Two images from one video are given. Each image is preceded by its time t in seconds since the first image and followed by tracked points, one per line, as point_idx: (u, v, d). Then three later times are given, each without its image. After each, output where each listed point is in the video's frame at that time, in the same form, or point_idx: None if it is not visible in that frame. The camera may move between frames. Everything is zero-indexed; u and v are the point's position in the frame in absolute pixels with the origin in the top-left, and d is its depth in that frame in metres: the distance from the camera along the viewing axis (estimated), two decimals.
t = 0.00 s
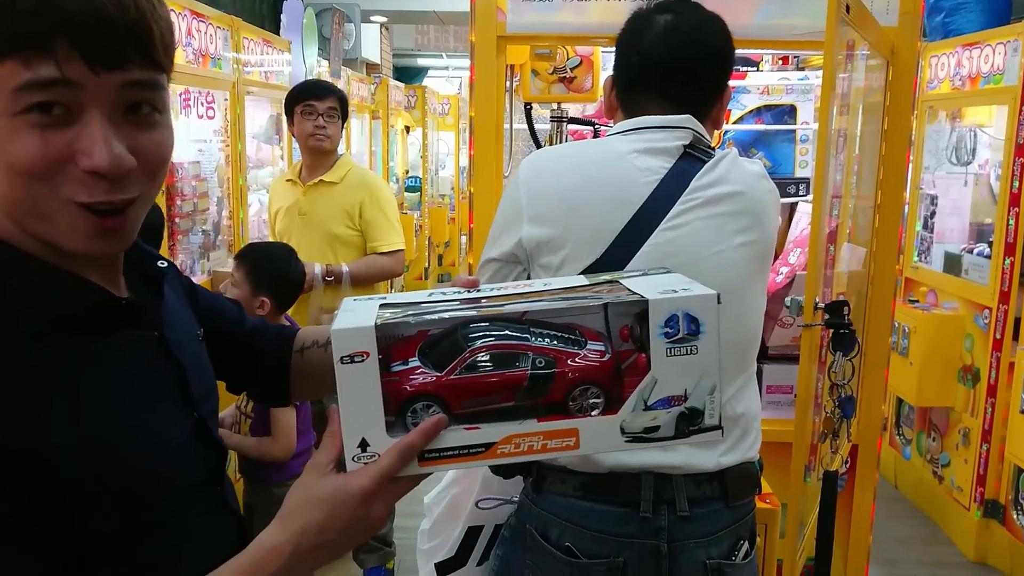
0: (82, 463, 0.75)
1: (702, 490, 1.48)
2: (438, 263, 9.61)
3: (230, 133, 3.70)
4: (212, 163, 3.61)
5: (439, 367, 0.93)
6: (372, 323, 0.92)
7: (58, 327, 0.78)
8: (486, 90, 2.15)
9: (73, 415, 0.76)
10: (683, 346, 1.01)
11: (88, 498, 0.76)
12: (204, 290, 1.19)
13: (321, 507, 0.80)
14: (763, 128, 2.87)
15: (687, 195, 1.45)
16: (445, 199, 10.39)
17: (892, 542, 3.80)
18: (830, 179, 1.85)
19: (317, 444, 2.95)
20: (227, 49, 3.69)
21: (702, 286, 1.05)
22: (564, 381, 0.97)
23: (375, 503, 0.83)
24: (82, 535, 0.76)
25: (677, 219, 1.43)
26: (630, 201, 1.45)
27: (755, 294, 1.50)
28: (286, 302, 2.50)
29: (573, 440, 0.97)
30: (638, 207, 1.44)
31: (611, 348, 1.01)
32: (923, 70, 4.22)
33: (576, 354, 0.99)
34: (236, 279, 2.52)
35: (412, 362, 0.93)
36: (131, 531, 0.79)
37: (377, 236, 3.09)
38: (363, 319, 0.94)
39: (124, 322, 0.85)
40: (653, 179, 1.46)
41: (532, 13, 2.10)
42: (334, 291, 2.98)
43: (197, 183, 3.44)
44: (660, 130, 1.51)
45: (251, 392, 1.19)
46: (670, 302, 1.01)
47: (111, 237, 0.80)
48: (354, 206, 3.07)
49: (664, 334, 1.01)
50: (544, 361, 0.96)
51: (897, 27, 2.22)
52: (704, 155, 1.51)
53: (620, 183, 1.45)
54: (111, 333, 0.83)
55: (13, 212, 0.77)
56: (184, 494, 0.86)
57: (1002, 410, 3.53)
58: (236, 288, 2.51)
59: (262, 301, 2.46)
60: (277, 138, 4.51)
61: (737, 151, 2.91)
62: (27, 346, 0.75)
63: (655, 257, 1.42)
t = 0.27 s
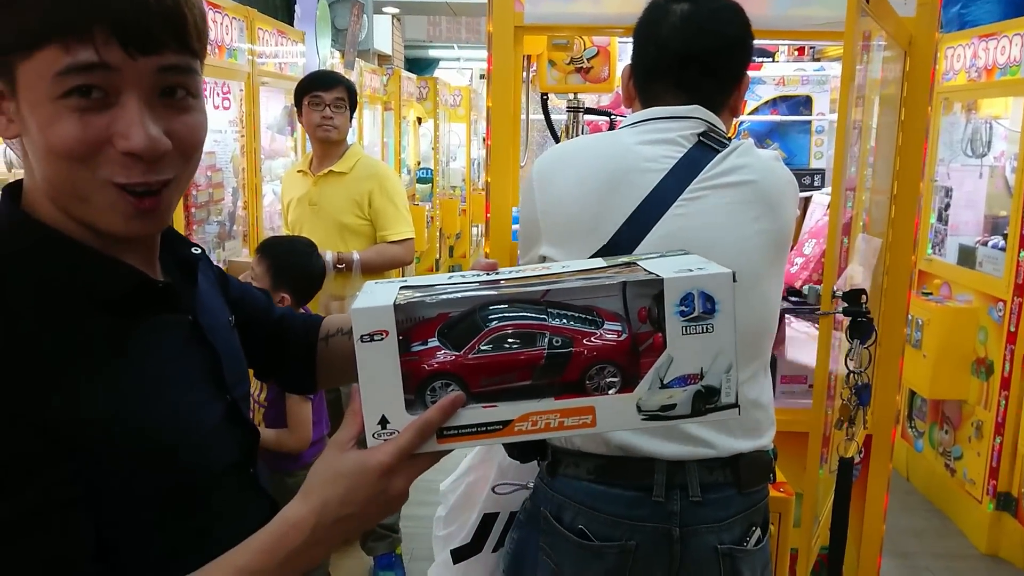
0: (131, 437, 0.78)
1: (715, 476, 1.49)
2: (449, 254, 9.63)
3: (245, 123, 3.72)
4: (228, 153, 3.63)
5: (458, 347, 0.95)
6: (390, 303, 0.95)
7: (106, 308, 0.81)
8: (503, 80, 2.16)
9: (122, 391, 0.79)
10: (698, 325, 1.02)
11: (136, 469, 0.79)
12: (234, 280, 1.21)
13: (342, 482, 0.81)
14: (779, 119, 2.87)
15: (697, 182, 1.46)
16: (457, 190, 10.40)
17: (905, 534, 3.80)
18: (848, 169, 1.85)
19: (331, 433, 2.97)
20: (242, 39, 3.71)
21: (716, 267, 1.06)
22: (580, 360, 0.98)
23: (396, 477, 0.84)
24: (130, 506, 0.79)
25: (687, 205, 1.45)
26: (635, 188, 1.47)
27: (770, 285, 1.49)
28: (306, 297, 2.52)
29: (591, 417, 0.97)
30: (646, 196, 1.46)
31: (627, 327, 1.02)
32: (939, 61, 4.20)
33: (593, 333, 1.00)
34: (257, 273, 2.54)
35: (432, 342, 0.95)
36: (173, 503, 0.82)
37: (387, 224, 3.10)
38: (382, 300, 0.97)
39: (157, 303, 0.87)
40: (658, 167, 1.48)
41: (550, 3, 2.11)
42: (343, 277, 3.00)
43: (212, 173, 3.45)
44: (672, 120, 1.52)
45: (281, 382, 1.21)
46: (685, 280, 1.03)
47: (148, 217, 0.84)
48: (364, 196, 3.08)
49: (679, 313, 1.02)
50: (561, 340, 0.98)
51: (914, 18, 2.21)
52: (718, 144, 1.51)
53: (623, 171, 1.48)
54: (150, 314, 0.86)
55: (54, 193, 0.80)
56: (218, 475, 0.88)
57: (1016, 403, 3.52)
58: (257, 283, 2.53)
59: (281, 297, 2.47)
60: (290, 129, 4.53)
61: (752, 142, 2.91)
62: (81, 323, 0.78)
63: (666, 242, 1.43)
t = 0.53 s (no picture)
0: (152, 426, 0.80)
1: (718, 467, 1.50)
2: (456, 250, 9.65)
3: (255, 118, 3.75)
4: (238, 148, 3.65)
5: (464, 337, 0.96)
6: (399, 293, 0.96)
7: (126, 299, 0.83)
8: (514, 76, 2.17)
9: (143, 381, 0.81)
10: (699, 312, 1.04)
11: (155, 458, 0.81)
12: (246, 274, 1.23)
13: (351, 469, 0.83)
14: (787, 115, 2.88)
15: (701, 177, 1.47)
16: (464, 185, 10.42)
17: (910, 531, 3.81)
18: (856, 166, 1.87)
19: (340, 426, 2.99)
20: (252, 35, 3.73)
21: (717, 254, 1.08)
22: (584, 349, 0.99)
23: (404, 464, 0.86)
24: (147, 493, 0.81)
25: (690, 199, 1.46)
26: (635, 182, 1.49)
27: (773, 280, 1.50)
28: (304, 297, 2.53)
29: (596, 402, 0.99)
30: (649, 190, 1.48)
31: (629, 315, 1.03)
32: (948, 58, 4.20)
33: (596, 322, 1.02)
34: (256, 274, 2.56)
35: (439, 332, 0.97)
36: (188, 490, 0.84)
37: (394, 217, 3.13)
38: (391, 290, 0.99)
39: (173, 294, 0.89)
40: (661, 162, 1.50)
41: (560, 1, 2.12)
42: (352, 272, 3.04)
43: (222, 168, 3.47)
44: (677, 117, 1.55)
45: (294, 375, 1.23)
46: (687, 268, 1.04)
47: (165, 209, 0.86)
48: (371, 190, 3.11)
49: (681, 301, 1.04)
50: (565, 329, 0.99)
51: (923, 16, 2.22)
52: (724, 141, 1.52)
53: (623, 166, 1.50)
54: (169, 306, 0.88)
55: (72, 185, 0.82)
56: (230, 461, 0.90)
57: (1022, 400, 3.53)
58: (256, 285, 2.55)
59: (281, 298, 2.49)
60: (300, 123, 4.55)
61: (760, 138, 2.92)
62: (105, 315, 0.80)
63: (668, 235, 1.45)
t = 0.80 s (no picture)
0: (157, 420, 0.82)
1: (710, 466, 1.52)
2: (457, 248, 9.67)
3: (258, 117, 3.77)
4: (241, 147, 3.67)
5: (461, 342, 0.99)
6: (396, 301, 0.98)
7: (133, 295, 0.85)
8: (515, 78, 2.20)
9: (148, 380, 0.83)
10: (689, 320, 1.06)
11: (155, 456, 0.83)
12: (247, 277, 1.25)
13: (352, 469, 0.85)
14: (787, 118, 2.90)
15: (696, 180, 1.49)
16: (465, 184, 10.44)
17: (908, 530, 3.83)
18: (852, 170, 1.89)
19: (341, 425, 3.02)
20: (256, 34, 3.75)
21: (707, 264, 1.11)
22: (577, 354, 1.03)
23: (403, 465, 0.87)
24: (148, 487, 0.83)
25: (685, 202, 1.48)
26: (632, 185, 1.51)
27: (766, 283, 1.52)
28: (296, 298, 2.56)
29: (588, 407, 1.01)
30: (645, 193, 1.49)
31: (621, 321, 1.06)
32: (948, 60, 4.21)
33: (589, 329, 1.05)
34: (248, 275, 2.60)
35: (435, 338, 0.99)
36: (188, 488, 0.87)
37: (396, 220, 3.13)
38: (388, 297, 1.01)
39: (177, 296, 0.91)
40: (657, 165, 1.52)
41: (561, 4, 2.14)
42: (352, 272, 3.07)
43: (225, 168, 3.49)
44: (676, 121, 1.56)
45: (282, 370, 1.25)
46: (677, 276, 1.07)
47: (174, 211, 0.88)
48: (374, 191, 3.11)
49: (671, 308, 1.06)
50: (559, 335, 1.03)
51: (921, 21, 2.24)
52: (722, 145, 1.54)
53: (621, 169, 1.52)
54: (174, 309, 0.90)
55: (84, 189, 0.84)
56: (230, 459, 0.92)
57: (1020, 401, 3.55)
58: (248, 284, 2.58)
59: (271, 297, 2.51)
60: (302, 121, 4.57)
61: (760, 140, 2.94)
62: (110, 315, 0.82)
63: (662, 238, 1.47)
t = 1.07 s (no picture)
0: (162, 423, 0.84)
1: (702, 463, 1.54)
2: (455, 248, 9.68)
3: (256, 118, 3.78)
4: (239, 147, 3.69)
5: (443, 334, 1.00)
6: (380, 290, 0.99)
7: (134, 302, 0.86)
8: (511, 80, 2.21)
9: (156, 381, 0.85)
10: (661, 308, 1.09)
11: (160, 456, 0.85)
12: (234, 280, 1.26)
13: (359, 496, 0.85)
14: (781, 119, 2.91)
15: (686, 181, 1.51)
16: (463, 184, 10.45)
17: (903, 529, 3.85)
18: (844, 172, 1.90)
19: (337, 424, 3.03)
20: (254, 35, 3.76)
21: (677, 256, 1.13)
22: (554, 345, 1.03)
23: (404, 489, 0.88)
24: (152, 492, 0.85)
25: (675, 202, 1.50)
26: (623, 187, 1.53)
27: (756, 283, 1.54)
28: (295, 294, 2.55)
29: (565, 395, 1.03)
30: (636, 194, 1.51)
31: (598, 313, 1.08)
32: (944, 62, 4.23)
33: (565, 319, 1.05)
34: (248, 272, 2.61)
35: (418, 330, 0.99)
36: (191, 487, 0.89)
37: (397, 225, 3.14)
38: (371, 288, 1.01)
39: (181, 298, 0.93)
40: (648, 167, 1.53)
41: (556, 7, 2.16)
42: (347, 274, 3.07)
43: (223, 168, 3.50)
44: (667, 124, 1.58)
45: (266, 380, 1.27)
46: (650, 267, 1.09)
47: (179, 208, 0.89)
48: (376, 194, 3.14)
49: (644, 297, 1.09)
50: (536, 326, 1.03)
51: (912, 24, 2.26)
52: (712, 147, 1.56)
53: (611, 171, 1.54)
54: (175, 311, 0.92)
55: (92, 190, 0.85)
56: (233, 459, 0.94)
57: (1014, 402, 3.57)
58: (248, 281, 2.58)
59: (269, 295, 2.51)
60: (300, 122, 4.59)
61: (754, 142, 2.96)
62: (117, 320, 0.84)
63: (654, 238, 1.48)
